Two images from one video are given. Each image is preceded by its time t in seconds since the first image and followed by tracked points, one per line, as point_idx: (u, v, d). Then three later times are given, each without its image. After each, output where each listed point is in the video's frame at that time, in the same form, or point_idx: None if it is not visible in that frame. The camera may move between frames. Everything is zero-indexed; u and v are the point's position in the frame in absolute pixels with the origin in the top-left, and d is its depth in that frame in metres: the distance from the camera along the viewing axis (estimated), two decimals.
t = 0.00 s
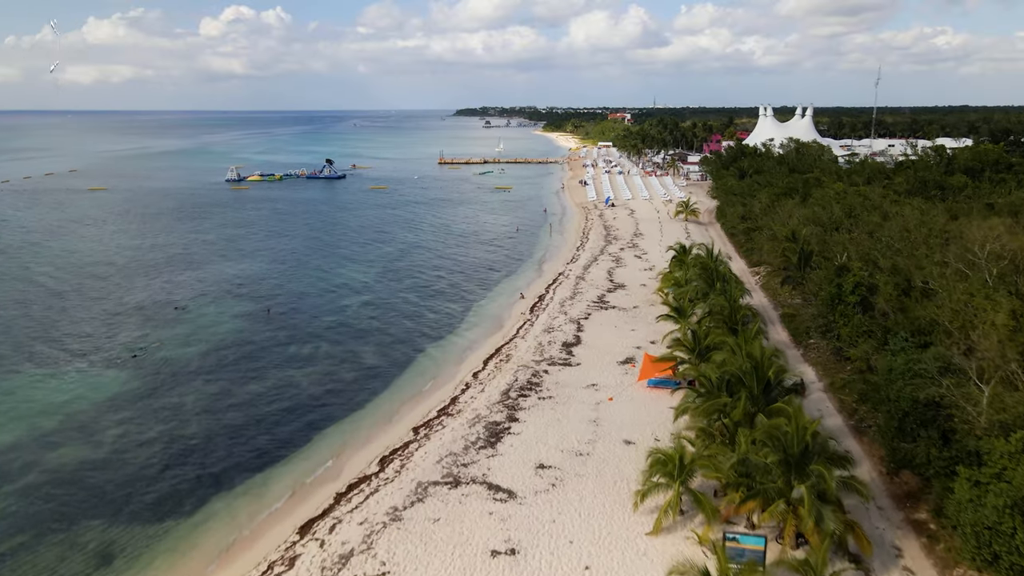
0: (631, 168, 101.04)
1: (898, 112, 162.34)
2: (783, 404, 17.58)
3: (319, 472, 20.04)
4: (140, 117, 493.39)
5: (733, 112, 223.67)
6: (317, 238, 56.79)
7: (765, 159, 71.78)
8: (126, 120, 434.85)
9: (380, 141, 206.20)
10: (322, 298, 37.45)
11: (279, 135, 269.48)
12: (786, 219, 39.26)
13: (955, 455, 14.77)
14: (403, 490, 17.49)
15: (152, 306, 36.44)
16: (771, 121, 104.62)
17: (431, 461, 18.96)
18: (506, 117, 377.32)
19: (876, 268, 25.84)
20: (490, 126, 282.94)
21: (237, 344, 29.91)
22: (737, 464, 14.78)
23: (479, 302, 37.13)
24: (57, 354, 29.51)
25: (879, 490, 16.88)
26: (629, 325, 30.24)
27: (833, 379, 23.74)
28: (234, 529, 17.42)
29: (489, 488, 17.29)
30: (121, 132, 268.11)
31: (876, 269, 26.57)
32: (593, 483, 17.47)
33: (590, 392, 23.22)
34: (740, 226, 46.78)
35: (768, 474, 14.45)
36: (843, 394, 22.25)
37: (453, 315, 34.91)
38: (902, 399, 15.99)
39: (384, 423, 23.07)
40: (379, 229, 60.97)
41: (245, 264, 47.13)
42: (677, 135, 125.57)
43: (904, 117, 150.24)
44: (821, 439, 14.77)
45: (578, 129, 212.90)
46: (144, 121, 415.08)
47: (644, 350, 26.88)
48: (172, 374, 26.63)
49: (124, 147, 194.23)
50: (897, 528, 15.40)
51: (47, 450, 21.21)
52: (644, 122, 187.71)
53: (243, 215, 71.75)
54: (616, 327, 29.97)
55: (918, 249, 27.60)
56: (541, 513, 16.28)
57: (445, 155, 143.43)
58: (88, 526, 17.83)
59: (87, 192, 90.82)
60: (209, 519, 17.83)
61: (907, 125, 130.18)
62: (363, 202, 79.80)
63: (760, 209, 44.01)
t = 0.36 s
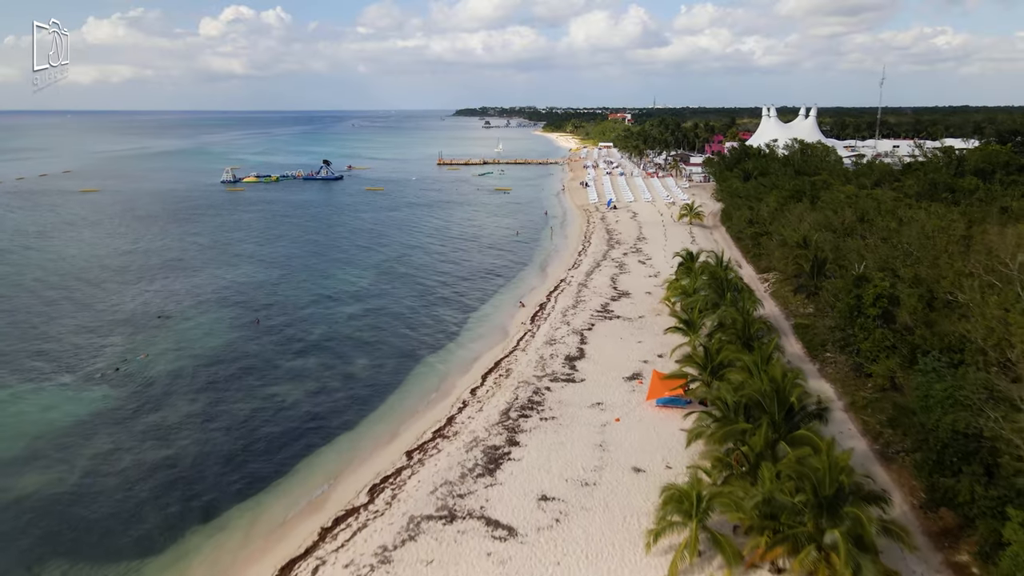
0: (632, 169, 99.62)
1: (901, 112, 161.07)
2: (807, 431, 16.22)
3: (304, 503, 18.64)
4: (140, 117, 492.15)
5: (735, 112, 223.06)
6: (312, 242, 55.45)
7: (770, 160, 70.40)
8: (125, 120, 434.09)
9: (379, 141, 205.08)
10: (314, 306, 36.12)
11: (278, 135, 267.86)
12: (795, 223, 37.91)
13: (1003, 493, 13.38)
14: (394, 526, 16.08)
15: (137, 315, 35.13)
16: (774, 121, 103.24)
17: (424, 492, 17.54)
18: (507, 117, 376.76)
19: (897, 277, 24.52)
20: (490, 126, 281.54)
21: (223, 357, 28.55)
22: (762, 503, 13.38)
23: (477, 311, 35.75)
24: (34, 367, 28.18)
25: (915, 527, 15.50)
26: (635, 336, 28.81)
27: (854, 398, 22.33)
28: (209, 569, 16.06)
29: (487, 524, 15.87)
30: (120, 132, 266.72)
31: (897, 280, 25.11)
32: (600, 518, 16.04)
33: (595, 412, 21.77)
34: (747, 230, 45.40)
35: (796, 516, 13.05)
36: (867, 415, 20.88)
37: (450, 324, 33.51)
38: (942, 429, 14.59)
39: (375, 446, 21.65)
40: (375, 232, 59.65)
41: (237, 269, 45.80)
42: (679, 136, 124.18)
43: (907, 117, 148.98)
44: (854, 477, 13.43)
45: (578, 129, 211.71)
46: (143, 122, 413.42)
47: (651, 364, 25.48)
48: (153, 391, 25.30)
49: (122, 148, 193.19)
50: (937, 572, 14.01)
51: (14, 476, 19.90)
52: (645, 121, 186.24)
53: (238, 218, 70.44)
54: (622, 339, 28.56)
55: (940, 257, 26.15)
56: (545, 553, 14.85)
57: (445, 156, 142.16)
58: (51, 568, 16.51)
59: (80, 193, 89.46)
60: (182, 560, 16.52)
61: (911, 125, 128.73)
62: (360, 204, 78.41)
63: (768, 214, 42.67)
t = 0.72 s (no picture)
0: (633, 170, 98.21)
1: (905, 113, 159.55)
2: (836, 466, 14.77)
3: (285, 539, 17.18)
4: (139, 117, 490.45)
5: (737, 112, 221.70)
6: (306, 246, 53.97)
7: (775, 162, 68.97)
8: (122, 120, 431.90)
9: (376, 141, 203.21)
10: (305, 316, 34.62)
11: (276, 134, 266.28)
12: (806, 228, 36.38)
13: None
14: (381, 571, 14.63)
15: (119, 325, 33.68)
16: (777, 122, 101.74)
17: (415, 529, 16.07)
18: (506, 117, 376.07)
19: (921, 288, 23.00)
20: (489, 127, 280.09)
21: (205, 372, 27.08)
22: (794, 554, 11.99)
23: (475, 320, 34.24)
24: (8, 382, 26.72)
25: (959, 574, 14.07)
26: (641, 350, 27.29)
27: (879, 420, 20.87)
28: None
29: (484, 570, 14.39)
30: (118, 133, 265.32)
31: (922, 292, 23.52)
32: (609, 561, 14.56)
33: (601, 435, 20.24)
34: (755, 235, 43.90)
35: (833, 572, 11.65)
36: (897, 441, 19.43)
37: (446, 334, 31.98)
38: (991, 469, 13.12)
39: (365, 472, 20.13)
40: (371, 235, 58.16)
41: (227, 275, 44.37)
42: (680, 136, 122.68)
43: (909, 117, 148.06)
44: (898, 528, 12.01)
45: (579, 130, 210.25)
46: (142, 121, 412.05)
47: (660, 381, 23.98)
48: (129, 410, 23.84)
49: (119, 148, 191.55)
50: None
51: None
52: (645, 122, 184.79)
53: (231, 220, 69.00)
54: (628, 352, 27.05)
55: (966, 268, 24.57)
56: None
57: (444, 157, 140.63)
58: None
59: (71, 195, 87.91)
60: None
61: (915, 126, 127.25)
62: (357, 207, 76.96)
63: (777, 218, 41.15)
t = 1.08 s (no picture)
0: (635, 172, 96.82)
1: (909, 113, 158.20)
2: (869, 504, 13.39)
3: None
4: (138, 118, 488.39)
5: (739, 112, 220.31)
6: (300, 251, 52.60)
7: (781, 165, 67.56)
8: (121, 120, 431.18)
9: (375, 142, 201.79)
10: (295, 325, 33.22)
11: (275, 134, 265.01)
12: (818, 233, 34.92)
13: None
14: None
15: (102, 335, 32.32)
16: (780, 123, 100.38)
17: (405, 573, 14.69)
18: (506, 117, 377.23)
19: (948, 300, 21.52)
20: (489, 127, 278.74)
21: (188, 388, 25.70)
22: None
23: (472, 329, 32.82)
24: None
25: None
26: (648, 364, 25.85)
27: (904, 444, 19.46)
28: None
29: None
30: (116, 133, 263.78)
31: (948, 305, 22.02)
32: None
33: (607, 461, 18.83)
34: (762, 240, 42.50)
35: None
36: (927, 469, 18.02)
37: (442, 345, 30.55)
38: None
39: (354, 501, 18.74)
40: (366, 239, 56.75)
41: (217, 282, 43.01)
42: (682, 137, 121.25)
43: (911, 118, 146.80)
44: None
45: (579, 130, 208.89)
46: (140, 121, 410.25)
47: (669, 399, 22.55)
48: (103, 431, 22.46)
49: (117, 149, 188.78)
50: None
51: None
52: (646, 122, 183.43)
53: (225, 224, 67.63)
54: (633, 367, 25.67)
55: (994, 278, 23.06)
56: None
57: (443, 158, 139.31)
58: None
59: (63, 197, 86.52)
60: None
61: (919, 126, 125.79)
62: (354, 209, 75.55)
63: (785, 223, 39.76)
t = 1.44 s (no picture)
0: (637, 174, 95.18)
1: (913, 114, 156.56)
2: (920, 560, 11.74)
3: None
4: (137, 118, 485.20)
5: (740, 114, 219.02)
6: (292, 256, 50.93)
7: (787, 167, 65.92)
8: (119, 120, 429.58)
9: (374, 142, 200.37)
10: (282, 339, 31.57)
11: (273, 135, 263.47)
12: (832, 240, 33.24)
13: None
14: None
15: (81, 350, 30.72)
16: (784, 124, 98.74)
17: None
18: (506, 117, 375.93)
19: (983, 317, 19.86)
20: (488, 128, 277.17)
21: (164, 411, 24.08)
22: None
23: (469, 342, 31.17)
24: None
25: None
26: (657, 383, 24.21)
27: (942, 478, 17.84)
28: None
29: None
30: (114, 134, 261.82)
31: (982, 321, 20.36)
32: None
33: (615, 498, 17.21)
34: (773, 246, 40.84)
35: None
36: (970, 509, 16.40)
37: (436, 360, 28.89)
38: None
39: (339, 541, 17.14)
40: (361, 244, 55.10)
41: (204, 291, 41.37)
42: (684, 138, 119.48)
43: (915, 119, 145.54)
44: None
45: (579, 131, 207.30)
46: (139, 122, 408.31)
47: (682, 424, 20.93)
48: (70, 459, 20.86)
49: (114, 149, 186.90)
50: None
51: None
52: (647, 123, 181.89)
53: (217, 228, 65.99)
54: (641, 386, 24.04)
55: None
56: None
57: (442, 159, 137.67)
58: None
59: (53, 200, 84.86)
60: None
61: (924, 127, 124.08)
62: (350, 212, 73.92)
63: (797, 229, 38.09)
